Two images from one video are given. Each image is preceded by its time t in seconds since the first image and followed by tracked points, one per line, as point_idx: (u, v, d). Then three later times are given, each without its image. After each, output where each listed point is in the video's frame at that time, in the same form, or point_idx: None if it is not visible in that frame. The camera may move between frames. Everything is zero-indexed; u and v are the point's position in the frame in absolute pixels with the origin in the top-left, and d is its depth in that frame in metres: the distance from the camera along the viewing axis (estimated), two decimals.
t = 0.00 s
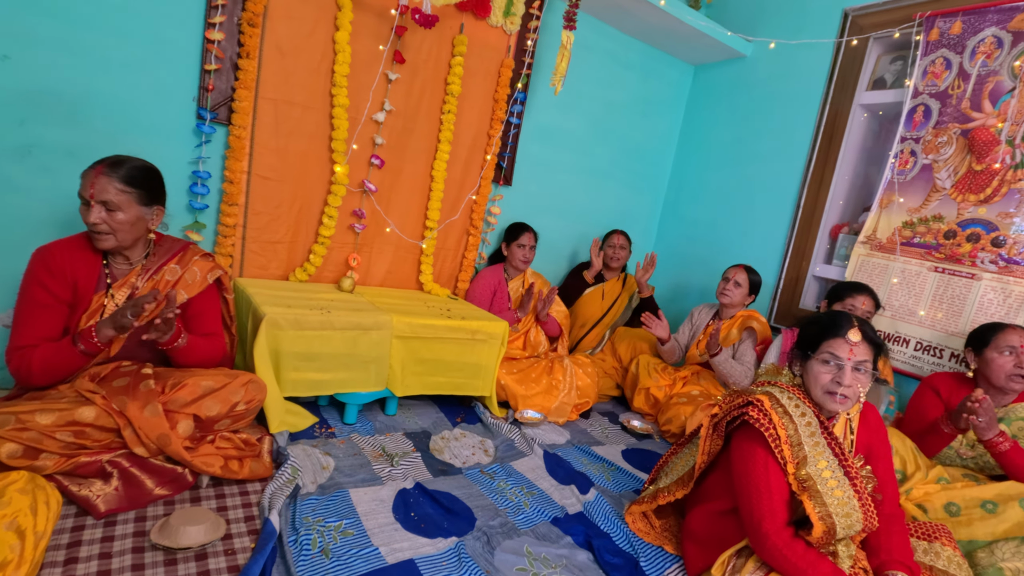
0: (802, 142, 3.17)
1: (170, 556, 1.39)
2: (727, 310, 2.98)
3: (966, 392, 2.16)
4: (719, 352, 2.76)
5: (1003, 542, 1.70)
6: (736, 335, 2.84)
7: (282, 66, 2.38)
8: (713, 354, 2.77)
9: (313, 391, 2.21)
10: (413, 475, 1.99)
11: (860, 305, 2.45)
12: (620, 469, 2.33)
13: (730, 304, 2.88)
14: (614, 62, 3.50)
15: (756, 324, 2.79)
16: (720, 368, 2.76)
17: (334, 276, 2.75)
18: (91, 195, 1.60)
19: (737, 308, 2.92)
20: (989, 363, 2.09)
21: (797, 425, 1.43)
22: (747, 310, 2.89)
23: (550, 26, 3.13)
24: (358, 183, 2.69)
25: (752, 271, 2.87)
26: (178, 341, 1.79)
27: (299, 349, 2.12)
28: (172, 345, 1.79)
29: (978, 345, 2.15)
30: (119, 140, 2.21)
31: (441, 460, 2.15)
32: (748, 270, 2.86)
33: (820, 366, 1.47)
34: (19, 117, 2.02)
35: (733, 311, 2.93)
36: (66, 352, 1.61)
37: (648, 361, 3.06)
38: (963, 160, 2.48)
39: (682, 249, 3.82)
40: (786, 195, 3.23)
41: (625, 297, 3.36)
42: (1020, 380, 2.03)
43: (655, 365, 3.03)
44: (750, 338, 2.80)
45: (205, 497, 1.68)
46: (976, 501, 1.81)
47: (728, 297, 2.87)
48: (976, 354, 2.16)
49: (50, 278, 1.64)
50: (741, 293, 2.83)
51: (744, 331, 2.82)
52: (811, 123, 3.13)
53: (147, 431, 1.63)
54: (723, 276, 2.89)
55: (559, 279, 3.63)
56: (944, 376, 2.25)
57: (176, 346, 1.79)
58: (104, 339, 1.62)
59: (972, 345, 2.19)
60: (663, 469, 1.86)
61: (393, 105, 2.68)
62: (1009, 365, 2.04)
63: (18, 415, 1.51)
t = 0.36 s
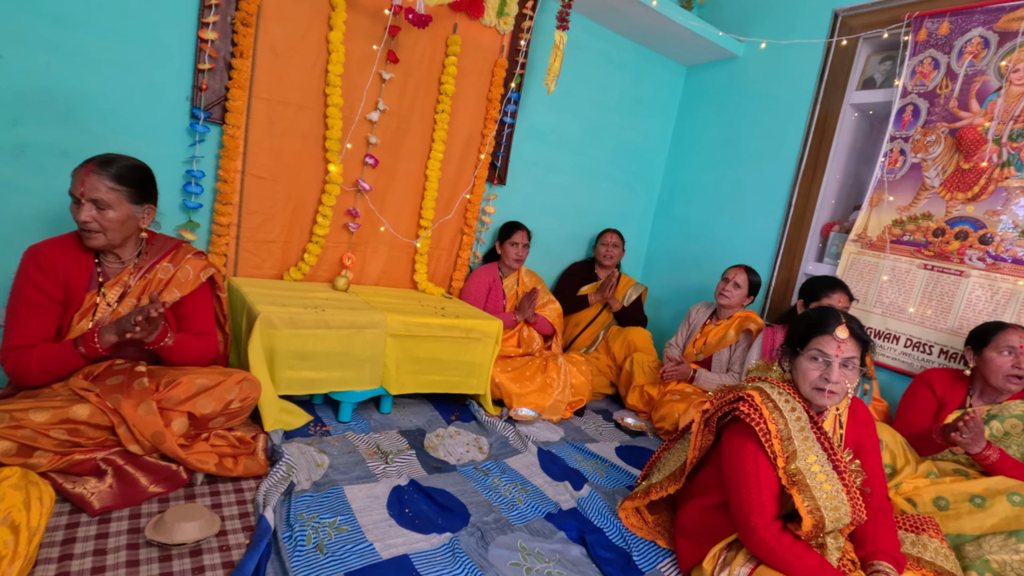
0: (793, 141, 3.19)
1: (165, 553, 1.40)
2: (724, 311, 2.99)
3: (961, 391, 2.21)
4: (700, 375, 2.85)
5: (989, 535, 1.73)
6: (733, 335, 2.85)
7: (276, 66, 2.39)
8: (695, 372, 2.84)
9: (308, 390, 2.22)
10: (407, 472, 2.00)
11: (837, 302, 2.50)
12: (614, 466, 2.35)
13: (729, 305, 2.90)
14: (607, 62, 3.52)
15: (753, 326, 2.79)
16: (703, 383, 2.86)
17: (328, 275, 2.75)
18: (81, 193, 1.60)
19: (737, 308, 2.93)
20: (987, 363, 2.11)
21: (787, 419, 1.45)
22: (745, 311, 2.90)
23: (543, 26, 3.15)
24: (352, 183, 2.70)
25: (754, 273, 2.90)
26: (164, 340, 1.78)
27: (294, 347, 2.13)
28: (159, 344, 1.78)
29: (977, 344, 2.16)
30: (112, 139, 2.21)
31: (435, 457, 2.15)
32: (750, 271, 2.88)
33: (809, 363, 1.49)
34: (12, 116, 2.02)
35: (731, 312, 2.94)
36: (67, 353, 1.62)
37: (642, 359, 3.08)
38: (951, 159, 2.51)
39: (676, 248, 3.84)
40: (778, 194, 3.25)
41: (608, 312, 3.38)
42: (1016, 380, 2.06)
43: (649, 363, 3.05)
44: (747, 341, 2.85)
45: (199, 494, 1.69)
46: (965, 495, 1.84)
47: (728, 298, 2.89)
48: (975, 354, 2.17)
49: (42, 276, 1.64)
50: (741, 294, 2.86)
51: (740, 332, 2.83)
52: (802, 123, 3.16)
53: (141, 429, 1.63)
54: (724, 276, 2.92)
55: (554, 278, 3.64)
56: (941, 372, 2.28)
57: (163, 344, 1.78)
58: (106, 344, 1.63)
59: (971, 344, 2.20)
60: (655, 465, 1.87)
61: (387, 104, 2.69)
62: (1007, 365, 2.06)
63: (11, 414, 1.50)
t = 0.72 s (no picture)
0: (783, 145, 3.22)
1: (157, 559, 1.40)
2: (716, 311, 3.01)
3: (941, 388, 2.24)
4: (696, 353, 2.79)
5: (976, 534, 1.75)
6: (723, 335, 2.88)
7: (268, 71, 2.39)
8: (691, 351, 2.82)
9: (301, 394, 2.22)
10: (400, 476, 2.00)
11: (840, 304, 2.51)
12: (607, 468, 2.36)
13: (720, 305, 2.92)
14: (599, 66, 3.54)
15: (744, 325, 2.81)
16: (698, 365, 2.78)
17: (321, 280, 2.75)
18: (100, 193, 1.63)
19: (727, 308, 2.96)
20: (964, 359, 2.15)
21: (776, 427, 1.47)
22: (737, 312, 2.93)
23: (535, 31, 3.16)
24: (345, 187, 2.70)
25: (745, 274, 2.93)
26: (168, 344, 1.81)
27: (287, 352, 2.13)
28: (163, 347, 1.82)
29: (954, 342, 2.20)
30: (104, 144, 2.21)
31: (429, 461, 2.16)
32: (742, 273, 2.91)
33: (797, 367, 1.52)
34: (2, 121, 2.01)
35: (722, 312, 2.96)
36: (56, 353, 1.62)
37: (635, 361, 3.10)
38: (937, 163, 2.55)
39: (668, 250, 3.86)
40: (769, 197, 3.28)
41: (603, 313, 3.39)
42: (991, 374, 2.10)
43: (642, 365, 3.07)
44: (737, 339, 2.85)
45: (192, 500, 1.68)
46: (952, 495, 1.86)
47: (719, 299, 2.91)
48: (952, 351, 2.21)
49: (39, 280, 1.64)
50: (732, 295, 2.88)
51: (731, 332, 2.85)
52: (791, 126, 3.19)
53: (133, 435, 1.63)
54: (715, 277, 2.94)
55: (547, 281, 3.65)
56: (922, 371, 2.32)
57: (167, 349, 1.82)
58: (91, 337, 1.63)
59: (949, 342, 2.24)
60: (647, 467, 1.89)
61: (379, 109, 2.70)
62: (982, 360, 2.10)
63: (3, 421, 1.50)
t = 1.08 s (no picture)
0: (771, 145, 3.25)
1: (144, 563, 1.38)
2: (700, 310, 3.04)
3: (928, 387, 2.27)
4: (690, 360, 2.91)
5: (962, 529, 1.77)
6: (709, 333, 2.91)
7: (256, 70, 2.37)
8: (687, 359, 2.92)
9: (291, 396, 2.21)
10: (391, 477, 2.00)
11: (839, 305, 2.50)
12: (598, 467, 2.37)
13: (703, 303, 2.95)
14: (589, 67, 3.55)
15: (728, 323, 2.88)
16: (693, 373, 2.89)
17: (311, 280, 2.74)
18: (106, 190, 1.66)
19: (711, 307, 2.99)
20: (947, 356, 2.18)
21: (764, 428, 1.47)
22: (720, 310, 2.97)
23: (524, 31, 3.17)
24: (334, 187, 2.69)
25: (725, 271, 2.95)
26: (148, 344, 1.77)
27: (276, 353, 2.12)
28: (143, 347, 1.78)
29: (940, 339, 2.22)
30: (89, 144, 2.18)
31: (420, 461, 2.15)
32: (721, 270, 2.93)
33: (813, 379, 1.48)
34: None
35: (706, 311, 3.00)
36: (45, 354, 1.59)
37: (626, 360, 3.11)
38: (922, 162, 2.58)
39: (658, 249, 3.88)
40: (757, 197, 3.31)
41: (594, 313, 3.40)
42: (973, 371, 2.12)
43: (633, 364, 3.09)
44: (723, 336, 2.89)
45: (180, 503, 1.67)
46: (938, 490, 1.88)
47: (702, 298, 2.93)
48: (938, 348, 2.23)
49: (30, 277, 1.64)
50: (714, 293, 2.91)
51: (717, 330, 2.90)
52: (779, 126, 3.22)
53: (120, 440, 1.62)
54: (697, 275, 2.96)
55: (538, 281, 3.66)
56: (910, 368, 2.35)
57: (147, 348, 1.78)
58: (88, 344, 1.61)
59: (936, 339, 2.26)
60: (638, 466, 1.89)
61: (369, 109, 2.69)
62: (963, 357, 2.13)
63: None
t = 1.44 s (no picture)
0: (756, 145, 3.28)
1: (126, 567, 1.36)
2: (690, 309, 3.06)
3: (914, 384, 2.30)
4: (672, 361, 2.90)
5: (943, 521, 1.79)
6: (700, 333, 2.92)
7: (239, 69, 2.35)
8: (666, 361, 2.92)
9: (277, 397, 2.19)
10: (379, 478, 1.99)
11: (815, 301, 2.56)
12: (586, 465, 2.37)
13: (696, 303, 2.96)
14: (575, 67, 3.56)
15: (719, 323, 2.88)
16: (674, 374, 2.87)
17: (297, 281, 2.72)
18: (91, 186, 1.63)
19: (703, 307, 3.00)
20: (930, 352, 2.21)
21: (751, 428, 1.48)
22: (712, 310, 2.97)
23: (510, 31, 3.17)
24: (320, 186, 2.67)
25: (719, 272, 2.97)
26: (126, 318, 1.72)
27: (262, 354, 2.10)
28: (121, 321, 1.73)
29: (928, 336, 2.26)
30: (68, 143, 2.15)
31: (408, 462, 2.14)
32: (715, 270, 2.95)
33: (828, 380, 1.45)
34: None
35: (698, 310, 3.01)
36: (39, 340, 1.59)
37: (614, 359, 3.12)
38: (903, 161, 2.62)
39: (646, 249, 3.90)
40: (742, 197, 3.34)
41: (580, 313, 3.43)
42: (953, 367, 2.15)
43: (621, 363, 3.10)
44: (713, 336, 2.90)
45: (164, 506, 1.64)
46: (920, 483, 1.90)
47: (695, 298, 2.95)
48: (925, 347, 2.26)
49: (14, 276, 1.62)
50: (707, 293, 2.92)
51: (707, 330, 2.91)
52: (763, 126, 3.25)
53: (101, 442, 1.60)
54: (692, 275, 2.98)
55: (525, 281, 3.66)
56: (896, 365, 2.37)
57: (126, 323, 1.73)
58: (78, 321, 1.62)
59: (924, 337, 2.29)
60: (625, 464, 1.90)
61: (354, 108, 2.68)
62: (944, 353, 2.16)
63: None
